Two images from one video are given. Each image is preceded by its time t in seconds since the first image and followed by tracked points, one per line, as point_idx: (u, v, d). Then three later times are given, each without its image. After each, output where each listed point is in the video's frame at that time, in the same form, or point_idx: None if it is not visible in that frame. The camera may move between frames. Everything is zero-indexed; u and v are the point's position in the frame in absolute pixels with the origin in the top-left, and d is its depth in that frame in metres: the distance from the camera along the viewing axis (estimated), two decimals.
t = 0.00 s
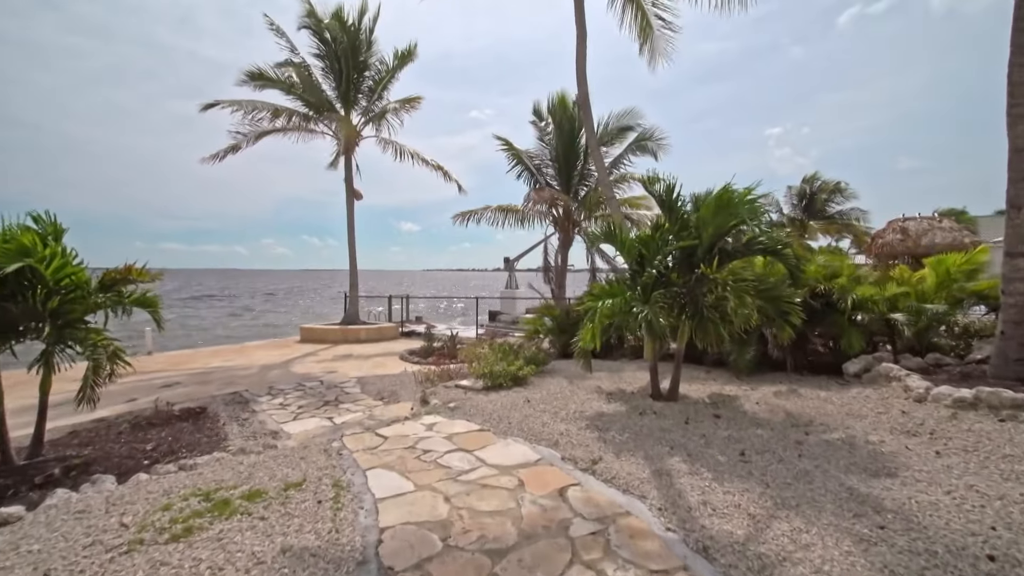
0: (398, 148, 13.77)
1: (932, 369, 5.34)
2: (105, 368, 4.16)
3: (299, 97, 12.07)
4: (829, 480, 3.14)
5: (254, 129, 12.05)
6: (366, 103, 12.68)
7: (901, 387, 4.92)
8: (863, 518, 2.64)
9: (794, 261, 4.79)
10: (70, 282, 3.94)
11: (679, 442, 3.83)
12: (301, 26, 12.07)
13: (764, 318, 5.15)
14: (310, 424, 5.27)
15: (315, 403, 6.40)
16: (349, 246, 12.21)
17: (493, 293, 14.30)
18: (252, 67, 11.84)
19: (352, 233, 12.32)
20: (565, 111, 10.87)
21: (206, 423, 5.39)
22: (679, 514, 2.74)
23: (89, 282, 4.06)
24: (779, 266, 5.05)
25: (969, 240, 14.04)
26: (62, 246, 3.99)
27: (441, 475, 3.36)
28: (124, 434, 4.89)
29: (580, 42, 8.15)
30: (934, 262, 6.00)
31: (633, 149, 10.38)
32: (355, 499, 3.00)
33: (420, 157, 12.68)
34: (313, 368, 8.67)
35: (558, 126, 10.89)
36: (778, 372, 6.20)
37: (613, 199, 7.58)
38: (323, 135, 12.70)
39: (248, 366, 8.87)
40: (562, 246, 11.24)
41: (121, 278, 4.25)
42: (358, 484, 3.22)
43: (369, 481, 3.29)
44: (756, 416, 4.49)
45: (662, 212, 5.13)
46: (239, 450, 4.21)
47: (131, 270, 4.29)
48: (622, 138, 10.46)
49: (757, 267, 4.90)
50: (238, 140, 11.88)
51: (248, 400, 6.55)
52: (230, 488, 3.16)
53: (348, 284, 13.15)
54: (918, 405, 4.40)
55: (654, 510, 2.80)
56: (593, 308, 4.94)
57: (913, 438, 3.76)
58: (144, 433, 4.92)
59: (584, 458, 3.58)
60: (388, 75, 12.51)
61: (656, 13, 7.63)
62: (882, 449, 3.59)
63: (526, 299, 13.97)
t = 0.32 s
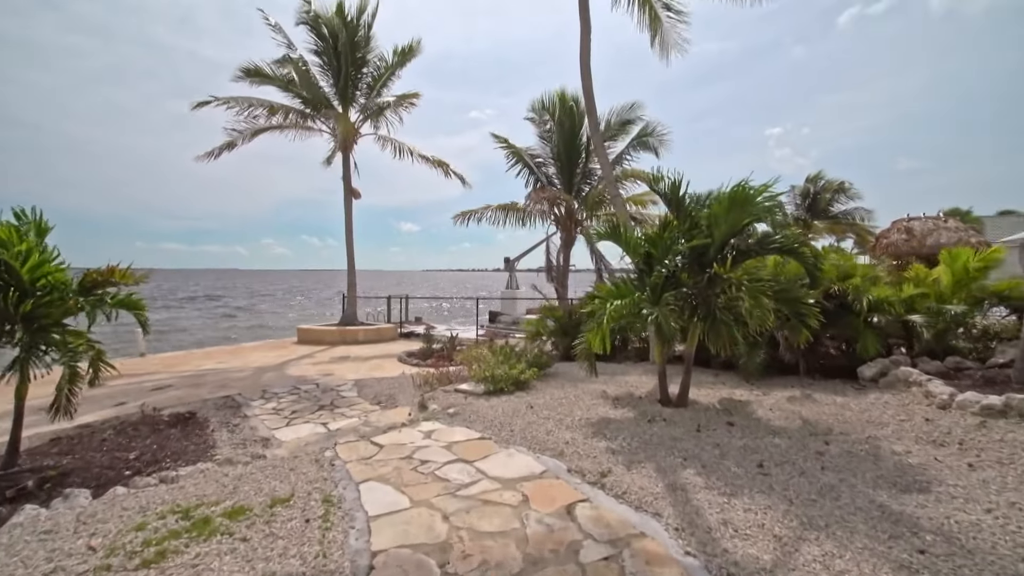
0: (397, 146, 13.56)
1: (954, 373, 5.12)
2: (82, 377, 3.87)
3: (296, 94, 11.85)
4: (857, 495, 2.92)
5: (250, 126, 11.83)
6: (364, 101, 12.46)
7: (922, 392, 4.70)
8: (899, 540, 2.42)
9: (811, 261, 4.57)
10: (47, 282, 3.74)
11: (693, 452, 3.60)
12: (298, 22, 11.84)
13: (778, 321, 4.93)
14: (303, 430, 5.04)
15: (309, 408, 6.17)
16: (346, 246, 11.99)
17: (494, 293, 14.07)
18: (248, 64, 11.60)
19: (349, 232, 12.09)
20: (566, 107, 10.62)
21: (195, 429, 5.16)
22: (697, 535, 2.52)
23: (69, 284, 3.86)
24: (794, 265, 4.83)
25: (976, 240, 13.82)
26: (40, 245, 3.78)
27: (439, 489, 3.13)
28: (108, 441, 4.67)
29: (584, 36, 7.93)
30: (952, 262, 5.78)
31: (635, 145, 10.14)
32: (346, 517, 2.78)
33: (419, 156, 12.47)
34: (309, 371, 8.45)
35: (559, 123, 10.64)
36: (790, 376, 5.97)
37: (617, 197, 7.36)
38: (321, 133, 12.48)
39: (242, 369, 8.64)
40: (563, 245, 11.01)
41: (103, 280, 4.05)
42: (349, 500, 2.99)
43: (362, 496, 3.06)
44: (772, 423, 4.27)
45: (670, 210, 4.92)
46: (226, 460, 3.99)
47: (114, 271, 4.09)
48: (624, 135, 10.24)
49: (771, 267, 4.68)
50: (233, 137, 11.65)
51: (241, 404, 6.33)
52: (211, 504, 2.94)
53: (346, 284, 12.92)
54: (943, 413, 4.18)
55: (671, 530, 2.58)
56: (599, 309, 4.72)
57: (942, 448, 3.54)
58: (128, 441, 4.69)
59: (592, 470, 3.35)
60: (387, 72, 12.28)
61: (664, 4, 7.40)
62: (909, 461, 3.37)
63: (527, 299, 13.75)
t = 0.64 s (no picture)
0: (395, 144, 13.34)
1: (973, 379, 4.92)
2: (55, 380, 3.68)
3: (291, 90, 11.62)
4: (885, 512, 2.70)
5: (244, 122, 11.59)
6: (360, 97, 12.23)
7: (942, 398, 4.49)
8: (937, 566, 2.20)
9: (826, 260, 4.35)
10: (16, 283, 3.48)
11: (704, 463, 3.38)
12: (294, 16, 11.59)
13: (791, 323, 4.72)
14: (293, 437, 4.82)
15: (302, 412, 5.95)
16: (343, 245, 11.76)
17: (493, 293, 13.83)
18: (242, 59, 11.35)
19: (346, 231, 11.86)
20: (567, 103, 10.38)
21: (180, 435, 4.94)
22: (714, 560, 2.30)
23: (40, 284, 3.61)
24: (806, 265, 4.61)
25: (982, 240, 13.55)
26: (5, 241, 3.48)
27: (434, 506, 2.91)
28: (86, 449, 4.44)
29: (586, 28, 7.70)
30: (970, 261, 5.56)
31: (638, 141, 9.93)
32: (332, 538, 2.56)
33: (417, 153, 12.24)
34: (303, 373, 8.22)
35: (559, 119, 10.43)
36: (800, 379, 5.76)
37: (620, 194, 7.14)
38: (317, 130, 12.24)
39: (235, 371, 8.41)
40: (563, 245, 10.79)
41: (78, 279, 3.84)
42: (336, 517, 2.77)
43: (351, 512, 2.84)
44: (786, 431, 4.05)
45: (678, 207, 4.69)
46: (210, 470, 3.77)
47: (89, 270, 3.87)
48: (626, 131, 10.02)
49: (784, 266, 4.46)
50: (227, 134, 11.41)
51: (230, 408, 6.11)
52: (187, 523, 2.72)
53: (342, 284, 12.69)
54: (966, 420, 3.97)
55: (686, 555, 2.36)
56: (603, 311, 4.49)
57: (971, 460, 3.32)
58: (109, 448, 4.47)
59: (598, 484, 3.13)
60: (384, 68, 12.04)
61: None
62: (937, 473, 3.15)
63: (526, 299, 13.51)
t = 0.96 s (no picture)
0: (393, 142, 13.14)
1: (995, 384, 4.69)
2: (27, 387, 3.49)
3: (287, 87, 11.40)
4: (920, 537, 2.45)
5: (238, 120, 11.37)
6: (357, 94, 12.01)
7: (965, 406, 4.24)
8: None
9: (843, 259, 4.11)
10: None
11: (717, 477, 3.15)
12: (289, 12, 11.37)
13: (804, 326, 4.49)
14: (281, 446, 4.58)
15: (292, 418, 5.72)
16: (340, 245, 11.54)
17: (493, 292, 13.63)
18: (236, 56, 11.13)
19: (342, 231, 11.63)
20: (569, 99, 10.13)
21: (164, 444, 4.71)
22: None
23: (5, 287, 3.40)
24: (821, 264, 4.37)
25: (990, 240, 13.26)
26: None
27: (425, 527, 2.68)
28: (62, 459, 4.22)
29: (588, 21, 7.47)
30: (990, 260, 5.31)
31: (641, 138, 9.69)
32: (311, 565, 2.33)
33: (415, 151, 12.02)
34: (297, 377, 7.99)
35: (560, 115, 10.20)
36: (812, 383, 5.54)
37: (623, 192, 6.91)
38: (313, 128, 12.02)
39: (227, 374, 8.18)
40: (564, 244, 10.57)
41: (48, 280, 3.63)
42: (318, 540, 2.54)
43: (334, 534, 2.61)
44: (801, 441, 3.81)
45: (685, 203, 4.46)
46: (189, 483, 3.54)
47: (59, 270, 3.66)
48: (629, 127, 9.79)
49: (798, 266, 4.23)
50: (221, 132, 11.18)
51: (219, 414, 5.88)
52: (154, 546, 2.49)
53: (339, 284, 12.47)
54: (995, 431, 3.72)
55: None
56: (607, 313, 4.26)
57: (1005, 475, 3.08)
58: (86, 458, 4.24)
59: (603, 501, 2.90)
60: (381, 64, 11.81)
61: None
62: (970, 490, 2.91)
63: (526, 300, 13.28)
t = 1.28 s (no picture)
0: (391, 140, 12.92)
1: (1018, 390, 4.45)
2: None
3: (281, 84, 11.16)
4: (960, 565, 2.22)
5: (232, 117, 11.13)
6: (353, 91, 11.78)
7: (990, 415, 4.00)
8: None
9: (862, 259, 3.87)
10: None
11: (732, 494, 2.92)
12: (283, 6, 11.14)
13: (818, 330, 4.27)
14: (268, 456, 4.35)
15: (282, 425, 5.49)
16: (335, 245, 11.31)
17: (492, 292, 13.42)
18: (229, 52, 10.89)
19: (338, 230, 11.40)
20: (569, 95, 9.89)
21: (145, 453, 4.48)
22: None
23: None
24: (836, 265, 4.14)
25: (997, 240, 13.02)
26: None
27: (415, 551, 2.45)
28: (35, 470, 4.00)
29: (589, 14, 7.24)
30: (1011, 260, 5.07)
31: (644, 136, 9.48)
32: None
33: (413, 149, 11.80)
34: (290, 380, 7.75)
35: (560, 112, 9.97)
36: (823, 388, 5.30)
37: (625, 190, 6.68)
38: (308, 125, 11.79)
39: (218, 377, 7.95)
40: (565, 244, 10.34)
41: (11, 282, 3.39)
42: (296, 568, 2.31)
43: (315, 561, 2.38)
44: (818, 453, 3.58)
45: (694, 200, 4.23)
46: (165, 498, 3.31)
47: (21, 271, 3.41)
48: (631, 125, 9.57)
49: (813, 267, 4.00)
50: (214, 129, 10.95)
51: (206, 420, 5.65)
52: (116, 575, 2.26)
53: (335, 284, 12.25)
54: None
55: None
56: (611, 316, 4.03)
57: None
58: (60, 469, 4.01)
59: (610, 522, 2.66)
60: (377, 60, 11.58)
61: None
62: (1007, 510, 2.68)
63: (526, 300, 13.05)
